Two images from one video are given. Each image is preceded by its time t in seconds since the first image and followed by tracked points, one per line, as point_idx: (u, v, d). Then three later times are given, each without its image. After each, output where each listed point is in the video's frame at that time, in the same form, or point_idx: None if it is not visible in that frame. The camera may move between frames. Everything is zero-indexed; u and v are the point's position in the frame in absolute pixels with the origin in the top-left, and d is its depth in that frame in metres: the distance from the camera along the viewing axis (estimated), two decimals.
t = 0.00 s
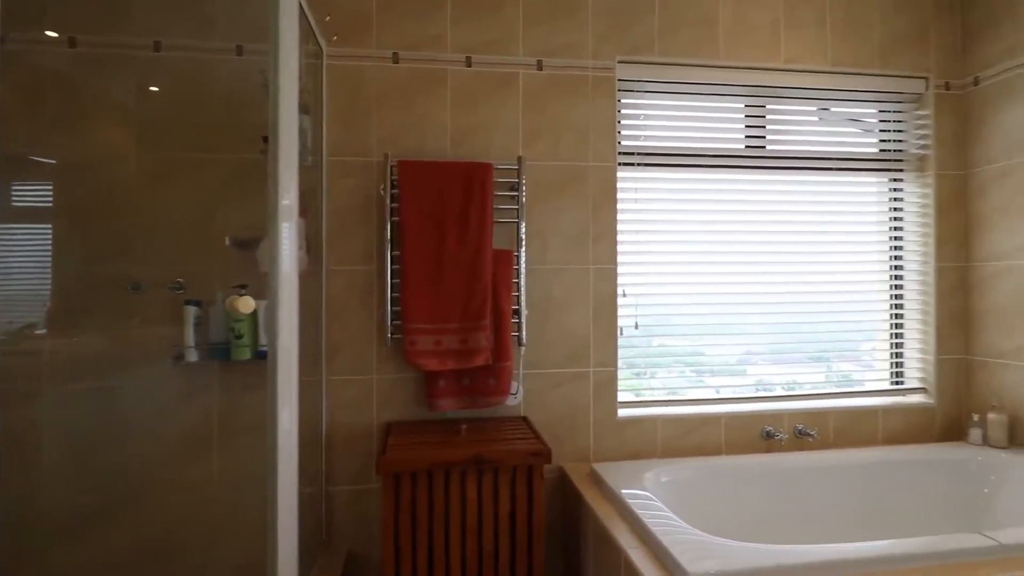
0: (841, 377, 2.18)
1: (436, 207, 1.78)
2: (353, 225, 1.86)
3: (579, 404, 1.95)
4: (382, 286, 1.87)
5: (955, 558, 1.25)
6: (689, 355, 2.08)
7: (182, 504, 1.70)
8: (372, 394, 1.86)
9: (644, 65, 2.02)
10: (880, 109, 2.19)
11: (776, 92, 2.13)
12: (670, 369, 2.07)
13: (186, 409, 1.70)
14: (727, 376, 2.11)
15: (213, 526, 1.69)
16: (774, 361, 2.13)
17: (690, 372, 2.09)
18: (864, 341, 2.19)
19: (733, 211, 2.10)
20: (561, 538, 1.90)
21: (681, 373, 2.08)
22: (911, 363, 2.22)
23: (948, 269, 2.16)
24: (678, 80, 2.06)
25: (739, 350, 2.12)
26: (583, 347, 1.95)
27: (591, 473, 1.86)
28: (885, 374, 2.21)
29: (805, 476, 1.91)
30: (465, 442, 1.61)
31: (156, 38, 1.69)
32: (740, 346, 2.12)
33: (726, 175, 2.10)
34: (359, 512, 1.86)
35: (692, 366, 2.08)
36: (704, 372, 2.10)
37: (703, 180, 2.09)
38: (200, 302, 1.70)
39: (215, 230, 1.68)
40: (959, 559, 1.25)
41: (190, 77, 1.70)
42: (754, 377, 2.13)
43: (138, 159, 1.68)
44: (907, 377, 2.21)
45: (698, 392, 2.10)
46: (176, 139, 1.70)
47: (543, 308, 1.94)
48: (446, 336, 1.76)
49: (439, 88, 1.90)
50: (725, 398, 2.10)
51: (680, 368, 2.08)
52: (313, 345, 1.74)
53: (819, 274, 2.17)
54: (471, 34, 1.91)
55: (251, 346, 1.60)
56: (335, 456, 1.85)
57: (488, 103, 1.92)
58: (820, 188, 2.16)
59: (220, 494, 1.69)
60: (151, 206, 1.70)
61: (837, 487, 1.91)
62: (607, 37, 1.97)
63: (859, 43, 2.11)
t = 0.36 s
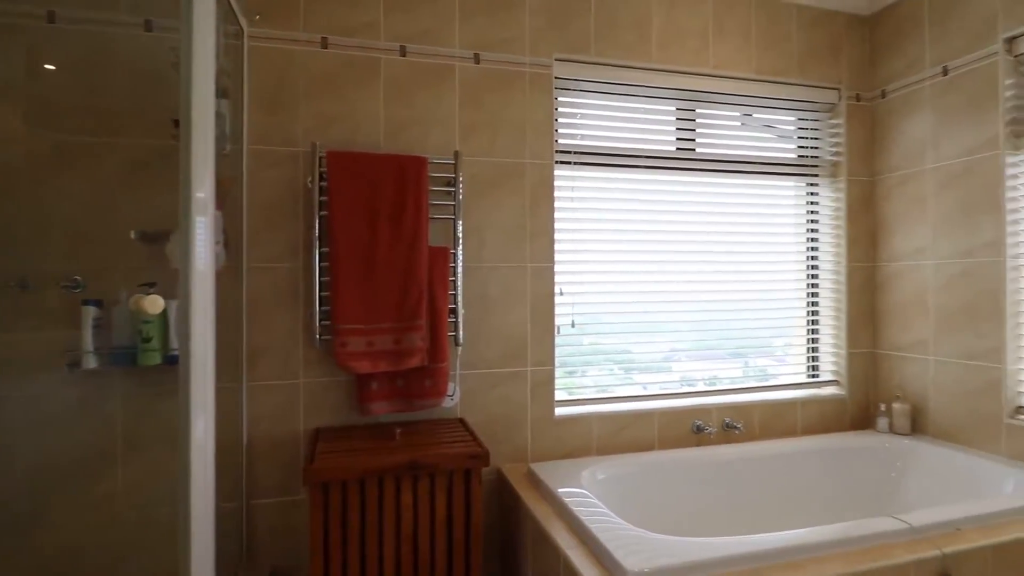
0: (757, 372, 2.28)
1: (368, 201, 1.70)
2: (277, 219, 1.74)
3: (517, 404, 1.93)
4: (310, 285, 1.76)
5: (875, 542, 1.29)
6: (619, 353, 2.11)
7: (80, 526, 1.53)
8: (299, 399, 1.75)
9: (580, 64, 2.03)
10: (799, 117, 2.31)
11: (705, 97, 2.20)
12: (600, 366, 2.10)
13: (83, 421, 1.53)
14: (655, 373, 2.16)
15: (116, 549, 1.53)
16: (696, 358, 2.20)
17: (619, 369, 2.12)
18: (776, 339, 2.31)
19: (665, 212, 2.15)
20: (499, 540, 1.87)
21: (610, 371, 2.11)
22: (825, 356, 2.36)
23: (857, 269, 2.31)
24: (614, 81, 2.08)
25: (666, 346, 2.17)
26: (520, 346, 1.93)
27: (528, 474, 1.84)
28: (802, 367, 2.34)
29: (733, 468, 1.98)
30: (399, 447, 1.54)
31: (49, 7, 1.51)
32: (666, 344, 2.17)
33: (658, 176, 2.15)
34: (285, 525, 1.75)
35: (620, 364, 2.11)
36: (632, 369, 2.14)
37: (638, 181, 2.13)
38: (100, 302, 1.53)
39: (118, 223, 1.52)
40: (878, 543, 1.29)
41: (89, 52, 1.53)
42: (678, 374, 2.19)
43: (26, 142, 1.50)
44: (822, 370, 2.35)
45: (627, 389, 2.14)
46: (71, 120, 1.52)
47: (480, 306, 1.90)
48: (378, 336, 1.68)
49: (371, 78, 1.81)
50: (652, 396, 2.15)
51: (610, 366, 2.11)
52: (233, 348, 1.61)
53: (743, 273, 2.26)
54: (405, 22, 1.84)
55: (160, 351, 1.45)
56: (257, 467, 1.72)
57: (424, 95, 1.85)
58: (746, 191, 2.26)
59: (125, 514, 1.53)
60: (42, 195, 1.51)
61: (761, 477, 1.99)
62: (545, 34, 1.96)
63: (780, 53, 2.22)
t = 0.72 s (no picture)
0: (683, 368, 2.34)
1: (303, 194, 1.60)
2: (201, 211, 1.61)
3: (461, 404, 1.88)
4: (238, 281, 1.64)
5: (807, 527, 1.36)
6: (555, 352, 2.11)
7: None
8: (225, 405, 1.63)
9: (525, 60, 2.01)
10: (731, 122, 2.40)
11: (645, 99, 2.24)
12: (536, 365, 2.08)
13: None
14: (586, 372, 2.16)
15: None
16: (625, 356, 2.22)
17: (554, 368, 2.11)
18: (705, 337, 2.38)
19: (607, 210, 2.17)
20: (442, 545, 1.82)
21: (545, 370, 2.10)
22: (755, 351, 2.47)
23: (783, 268, 2.44)
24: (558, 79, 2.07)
25: (598, 344, 2.18)
26: (464, 345, 1.89)
27: (472, 475, 1.80)
28: (733, 362, 2.43)
29: (672, 461, 2.02)
30: (338, 453, 1.46)
31: None
32: (597, 343, 2.18)
33: (600, 175, 2.17)
34: (209, 541, 1.62)
35: (556, 362, 2.11)
36: (567, 368, 2.13)
37: (580, 179, 2.14)
38: None
39: (12, 211, 1.34)
40: (810, 529, 1.36)
41: None
42: (610, 371, 2.20)
43: None
44: (751, 364, 2.46)
45: (562, 387, 2.13)
46: None
47: (422, 304, 1.84)
48: (314, 337, 1.59)
49: (307, 63, 1.71)
50: (589, 394, 2.16)
51: (544, 366, 2.09)
52: (150, 350, 1.47)
53: (679, 272, 2.33)
54: (344, 6, 1.75)
55: (63, 355, 1.29)
56: (177, 480, 1.58)
57: (363, 84, 1.77)
58: (682, 191, 2.32)
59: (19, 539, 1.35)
60: None
61: (698, 469, 2.05)
62: (489, 27, 1.93)
63: (715, 60, 2.30)
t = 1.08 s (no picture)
0: (625, 367, 2.35)
1: (245, 185, 1.49)
2: (129, 202, 1.48)
3: (414, 406, 1.83)
4: (172, 279, 1.52)
5: (758, 519, 1.39)
6: (500, 352, 2.07)
7: None
8: (158, 412, 1.51)
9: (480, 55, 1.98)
10: (679, 124, 2.46)
11: (598, 99, 2.26)
12: (484, 366, 2.04)
13: None
14: (528, 371, 2.12)
15: None
16: (569, 356, 2.21)
17: (500, 368, 2.07)
18: (649, 335, 2.41)
19: (561, 209, 2.17)
20: (394, 552, 1.76)
21: (492, 370, 2.06)
22: (701, 348, 2.54)
23: (728, 267, 2.52)
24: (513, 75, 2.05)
25: (542, 345, 2.16)
26: (417, 345, 1.84)
27: (426, 479, 1.75)
28: (681, 359, 2.49)
29: (626, 458, 2.04)
30: (284, 461, 1.38)
31: None
32: (543, 341, 2.15)
33: (554, 174, 2.16)
34: (139, 561, 1.49)
35: (501, 362, 2.06)
36: (513, 368, 2.10)
37: (535, 177, 2.12)
38: None
39: None
40: (762, 520, 1.40)
41: None
42: (555, 371, 2.18)
43: None
44: (698, 361, 2.52)
45: (509, 388, 2.10)
46: None
47: (373, 303, 1.77)
48: (257, 338, 1.49)
49: (249, 46, 1.61)
50: (535, 395, 2.13)
51: (491, 366, 2.05)
52: (72, 354, 1.33)
53: (630, 270, 2.36)
54: None
55: None
56: (101, 496, 1.45)
57: (310, 72, 1.69)
58: (634, 191, 2.36)
59: None
60: None
61: (651, 466, 2.08)
62: (443, 19, 1.88)
63: (666, 63, 2.35)
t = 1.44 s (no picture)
0: (578, 367, 2.35)
1: (189, 180, 1.40)
2: (58, 196, 1.36)
3: (370, 411, 1.77)
4: (107, 279, 1.41)
5: (716, 516, 1.42)
6: (455, 352, 2.03)
7: None
8: (91, 423, 1.40)
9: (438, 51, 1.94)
10: (636, 127, 2.49)
11: (557, 99, 2.26)
12: (439, 367, 1.99)
13: None
14: (485, 372, 2.10)
15: None
16: (525, 356, 2.19)
17: (455, 369, 2.03)
18: (605, 335, 2.44)
19: (520, 209, 2.16)
20: (349, 562, 1.70)
21: (447, 371, 2.01)
22: (656, 348, 2.59)
23: (682, 268, 2.57)
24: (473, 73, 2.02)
25: (498, 346, 2.13)
26: (374, 347, 1.78)
27: (383, 486, 1.70)
28: (636, 359, 2.53)
29: (586, 458, 2.04)
30: (233, 473, 1.30)
31: None
32: (499, 342, 2.13)
33: (513, 173, 2.15)
34: None
35: (455, 363, 2.02)
36: (468, 369, 2.06)
37: (495, 176, 2.10)
38: None
39: None
40: (719, 518, 1.42)
41: None
42: (509, 372, 2.16)
43: None
44: (654, 361, 2.57)
45: (464, 389, 2.06)
46: None
47: (327, 305, 1.70)
48: (203, 342, 1.40)
49: (194, 33, 1.52)
50: (490, 395, 2.11)
51: (447, 367, 2.01)
52: None
53: (588, 271, 2.38)
54: None
55: None
56: (25, 516, 1.33)
57: (260, 62, 1.61)
58: (592, 193, 2.37)
59: None
60: None
61: (610, 466, 2.09)
62: (402, 13, 1.83)
63: (623, 66, 2.37)
